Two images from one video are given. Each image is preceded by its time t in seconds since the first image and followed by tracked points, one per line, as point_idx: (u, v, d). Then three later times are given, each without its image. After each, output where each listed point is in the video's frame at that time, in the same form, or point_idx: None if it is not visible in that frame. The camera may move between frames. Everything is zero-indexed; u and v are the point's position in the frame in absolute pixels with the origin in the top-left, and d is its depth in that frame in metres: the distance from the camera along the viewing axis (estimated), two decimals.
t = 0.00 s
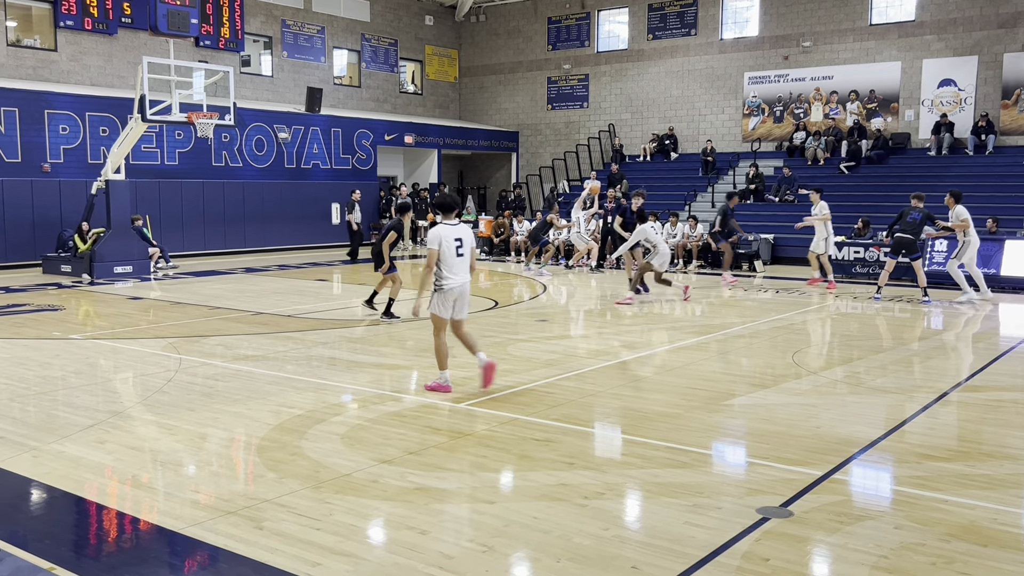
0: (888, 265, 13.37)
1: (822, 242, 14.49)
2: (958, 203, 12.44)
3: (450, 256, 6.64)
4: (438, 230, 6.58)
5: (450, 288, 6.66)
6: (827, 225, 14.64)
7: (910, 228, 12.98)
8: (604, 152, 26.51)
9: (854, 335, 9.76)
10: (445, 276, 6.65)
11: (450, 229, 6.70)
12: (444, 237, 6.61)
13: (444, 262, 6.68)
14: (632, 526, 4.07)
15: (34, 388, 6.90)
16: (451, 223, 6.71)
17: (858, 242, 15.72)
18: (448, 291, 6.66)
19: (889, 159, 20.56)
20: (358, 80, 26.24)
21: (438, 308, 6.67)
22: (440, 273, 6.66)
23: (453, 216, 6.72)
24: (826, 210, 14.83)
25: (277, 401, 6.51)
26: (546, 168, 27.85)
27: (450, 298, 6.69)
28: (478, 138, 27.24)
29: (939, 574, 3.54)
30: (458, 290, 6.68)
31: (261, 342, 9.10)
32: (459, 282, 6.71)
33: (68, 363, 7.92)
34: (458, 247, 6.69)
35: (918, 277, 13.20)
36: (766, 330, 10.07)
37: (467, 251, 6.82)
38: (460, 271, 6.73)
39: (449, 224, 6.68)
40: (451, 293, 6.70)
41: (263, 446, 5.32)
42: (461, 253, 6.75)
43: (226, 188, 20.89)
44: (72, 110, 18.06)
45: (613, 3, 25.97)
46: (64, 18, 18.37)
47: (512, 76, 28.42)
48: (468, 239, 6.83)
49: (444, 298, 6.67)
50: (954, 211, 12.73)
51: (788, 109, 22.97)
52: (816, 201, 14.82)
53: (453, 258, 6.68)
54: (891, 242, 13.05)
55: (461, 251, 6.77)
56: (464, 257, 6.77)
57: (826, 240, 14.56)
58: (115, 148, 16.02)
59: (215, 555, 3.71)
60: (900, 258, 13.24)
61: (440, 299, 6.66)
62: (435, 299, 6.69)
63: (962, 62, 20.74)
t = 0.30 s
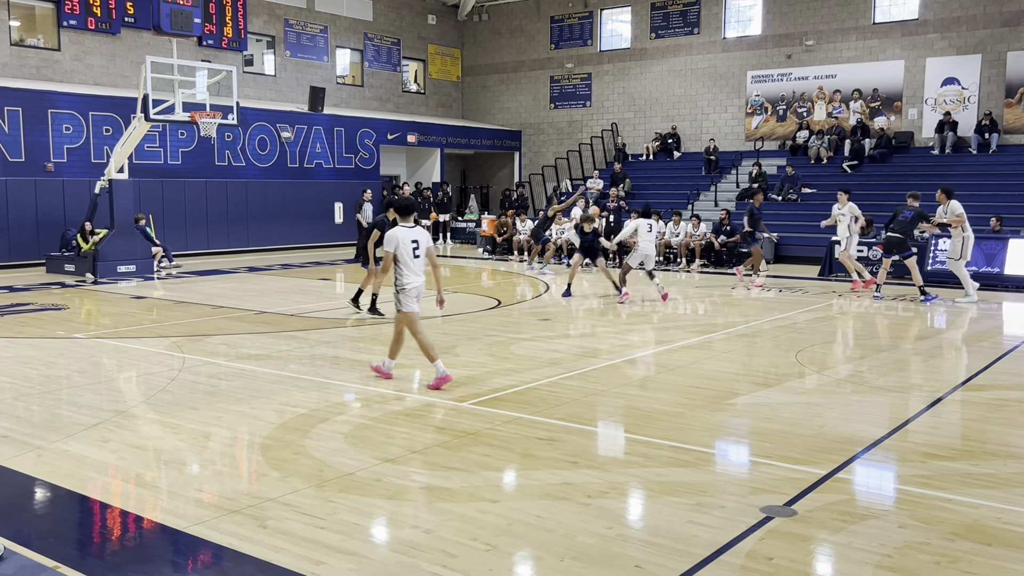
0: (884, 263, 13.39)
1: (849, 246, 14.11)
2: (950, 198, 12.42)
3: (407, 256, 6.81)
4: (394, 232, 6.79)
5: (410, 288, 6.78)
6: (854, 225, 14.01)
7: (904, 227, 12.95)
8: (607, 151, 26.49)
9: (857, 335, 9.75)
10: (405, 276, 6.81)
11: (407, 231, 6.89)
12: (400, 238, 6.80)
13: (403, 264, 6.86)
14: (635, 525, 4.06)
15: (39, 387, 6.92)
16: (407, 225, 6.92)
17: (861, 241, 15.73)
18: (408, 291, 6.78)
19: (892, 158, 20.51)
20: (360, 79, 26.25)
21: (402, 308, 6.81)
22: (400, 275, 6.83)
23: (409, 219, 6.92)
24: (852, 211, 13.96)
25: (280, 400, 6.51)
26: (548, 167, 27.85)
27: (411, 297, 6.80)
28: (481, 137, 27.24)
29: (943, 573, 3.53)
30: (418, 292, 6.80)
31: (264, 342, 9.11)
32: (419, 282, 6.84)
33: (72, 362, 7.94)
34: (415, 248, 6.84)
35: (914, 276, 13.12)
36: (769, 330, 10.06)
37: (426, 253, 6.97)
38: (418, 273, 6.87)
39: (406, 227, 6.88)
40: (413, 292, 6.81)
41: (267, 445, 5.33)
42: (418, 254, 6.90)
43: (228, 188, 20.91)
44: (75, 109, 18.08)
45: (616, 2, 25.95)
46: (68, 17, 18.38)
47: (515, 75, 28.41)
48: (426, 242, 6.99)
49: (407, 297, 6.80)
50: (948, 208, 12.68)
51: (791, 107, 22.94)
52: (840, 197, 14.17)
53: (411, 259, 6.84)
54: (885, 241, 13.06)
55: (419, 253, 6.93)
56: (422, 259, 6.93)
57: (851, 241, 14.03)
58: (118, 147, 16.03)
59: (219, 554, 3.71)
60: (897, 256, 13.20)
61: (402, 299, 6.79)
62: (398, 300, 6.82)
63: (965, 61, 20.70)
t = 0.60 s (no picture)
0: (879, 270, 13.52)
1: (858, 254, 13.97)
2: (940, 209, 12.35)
3: (366, 248, 7.02)
4: (355, 223, 6.93)
5: (365, 279, 7.05)
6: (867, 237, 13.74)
7: (896, 228, 12.94)
8: (609, 149, 26.48)
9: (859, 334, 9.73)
10: (362, 267, 7.04)
11: (367, 221, 7.06)
12: (360, 230, 6.97)
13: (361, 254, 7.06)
14: (637, 524, 4.07)
15: (41, 386, 6.93)
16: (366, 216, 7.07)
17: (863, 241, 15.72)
18: (364, 282, 7.05)
19: (894, 157, 20.50)
20: (362, 78, 26.26)
21: (353, 297, 7.09)
22: (358, 264, 7.05)
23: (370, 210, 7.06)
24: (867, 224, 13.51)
25: (282, 399, 6.52)
26: (550, 166, 27.83)
27: (367, 288, 7.08)
28: (483, 136, 27.25)
29: (944, 572, 3.54)
30: (373, 281, 7.07)
31: (266, 340, 9.12)
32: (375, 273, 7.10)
33: (74, 361, 7.95)
34: (374, 239, 7.06)
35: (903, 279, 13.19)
36: (770, 329, 10.05)
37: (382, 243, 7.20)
38: (375, 263, 7.11)
39: (366, 218, 7.04)
40: (368, 283, 7.08)
41: (268, 444, 5.34)
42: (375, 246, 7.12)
43: (231, 187, 20.93)
44: (77, 109, 18.10)
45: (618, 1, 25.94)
46: (69, 17, 18.38)
47: (516, 74, 28.40)
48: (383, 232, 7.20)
49: (361, 288, 7.07)
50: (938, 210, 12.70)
51: (793, 106, 22.93)
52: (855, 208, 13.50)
53: (369, 250, 7.05)
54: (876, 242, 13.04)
55: (376, 244, 7.14)
56: (379, 249, 7.15)
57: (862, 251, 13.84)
58: (120, 147, 16.03)
59: (221, 553, 3.71)
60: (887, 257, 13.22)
61: (356, 289, 7.06)
62: (351, 289, 7.07)
63: (967, 59, 20.68)
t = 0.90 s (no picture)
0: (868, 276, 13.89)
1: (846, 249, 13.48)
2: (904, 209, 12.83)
3: (319, 250, 7.09)
4: (308, 227, 7.00)
5: (319, 281, 7.15)
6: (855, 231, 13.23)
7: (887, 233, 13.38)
8: (612, 149, 26.45)
9: (863, 333, 9.71)
10: (316, 269, 7.13)
11: (321, 224, 7.13)
12: (313, 233, 7.05)
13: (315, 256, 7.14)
14: (640, 524, 4.06)
15: (45, 386, 6.94)
16: (320, 218, 7.14)
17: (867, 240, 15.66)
18: (318, 283, 7.16)
19: (897, 156, 20.49)
20: (365, 78, 26.27)
21: (308, 297, 7.20)
22: (311, 266, 7.14)
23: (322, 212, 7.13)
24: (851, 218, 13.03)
25: (285, 399, 6.53)
26: (553, 166, 27.83)
27: (321, 289, 7.19)
28: (486, 136, 27.26)
29: (948, 571, 3.53)
30: (327, 283, 7.19)
31: (270, 340, 9.13)
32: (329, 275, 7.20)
33: (78, 361, 7.97)
34: (327, 242, 7.14)
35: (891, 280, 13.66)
36: (774, 328, 10.03)
37: (337, 245, 7.27)
38: (328, 266, 7.20)
39: (319, 220, 7.11)
40: (322, 284, 7.19)
41: (272, 444, 5.34)
42: (329, 247, 7.19)
43: (234, 188, 20.96)
44: (80, 109, 18.13)
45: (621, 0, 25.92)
46: (73, 18, 18.43)
47: (519, 74, 28.41)
48: (337, 234, 7.27)
49: (316, 289, 7.18)
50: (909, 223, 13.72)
51: (796, 105, 22.90)
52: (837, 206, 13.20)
53: (323, 253, 7.13)
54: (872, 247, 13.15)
55: (330, 246, 7.21)
56: (333, 251, 7.22)
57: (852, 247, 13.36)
58: (124, 147, 16.06)
59: (225, 553, 3.72)
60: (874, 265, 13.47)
61: (311, 290, 7.17)
62: (306, 290, 7.18)
63: (971, 58, 20.64)
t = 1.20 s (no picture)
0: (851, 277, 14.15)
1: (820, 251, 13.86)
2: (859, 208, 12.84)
3: (279, 252, 7.32)
4: (266, 229, 7.25)
5: (282, 282, 7.35)
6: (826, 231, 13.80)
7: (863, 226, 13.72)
8: (618, 151, 26.43)
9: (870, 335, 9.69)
10: (278, 270, 7.34)
11: (281, 227, 7.37)
12: (272, 235, 7.29)
13: (277, 258, 7.38)
14: (646, 526, 4.06)
15: (52, 388, 6.97)
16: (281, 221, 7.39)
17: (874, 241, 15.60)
18: (282, 284, 7.35)
19: (905, 158, 20.42)
20: (372, 81, 26.33)
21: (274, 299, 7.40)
22: (274, 268, 7.36)
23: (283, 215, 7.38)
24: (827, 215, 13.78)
25: (292, 400, 6.54)
26: (559, 168, 27.82)
27: (284, 290, 7.38)
28: (492, 137, 27.27)
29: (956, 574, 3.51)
30: (290, 283, 7.37)
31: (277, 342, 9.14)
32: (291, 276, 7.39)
33: (86, 363, 8.00)
34: (287, 243, 7.35)
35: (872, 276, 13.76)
36: (781, 330, 10.01)
37: (300, 246, 7.48)
38: (291, 266, 7.40)
39: (280, 223, 7.36)
40: (286, 285, 7.38)
41: (279, 446, 5.35)
42: (290, 249, 7.41)
43: (241, 190, 21.01)
44: (88, 112, 18.22)
45: (627, 2, 25.92)
46: (81, 21, 18.53)
47: (525, 76, 28.44)
48: (300, 236, 7.49)
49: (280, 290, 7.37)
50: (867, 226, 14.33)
51: (803, 107, 22.85)
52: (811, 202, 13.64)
53: (284, 254, 7.35)
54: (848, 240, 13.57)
55: (292, 247, 7.43)
56: (295, 253, 7.43)
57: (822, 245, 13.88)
58: (131, 149, 16.12)
59: (232, 554, 3.72)
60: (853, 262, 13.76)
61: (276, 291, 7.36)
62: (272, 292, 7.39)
63: (979, 59, 20.57)
